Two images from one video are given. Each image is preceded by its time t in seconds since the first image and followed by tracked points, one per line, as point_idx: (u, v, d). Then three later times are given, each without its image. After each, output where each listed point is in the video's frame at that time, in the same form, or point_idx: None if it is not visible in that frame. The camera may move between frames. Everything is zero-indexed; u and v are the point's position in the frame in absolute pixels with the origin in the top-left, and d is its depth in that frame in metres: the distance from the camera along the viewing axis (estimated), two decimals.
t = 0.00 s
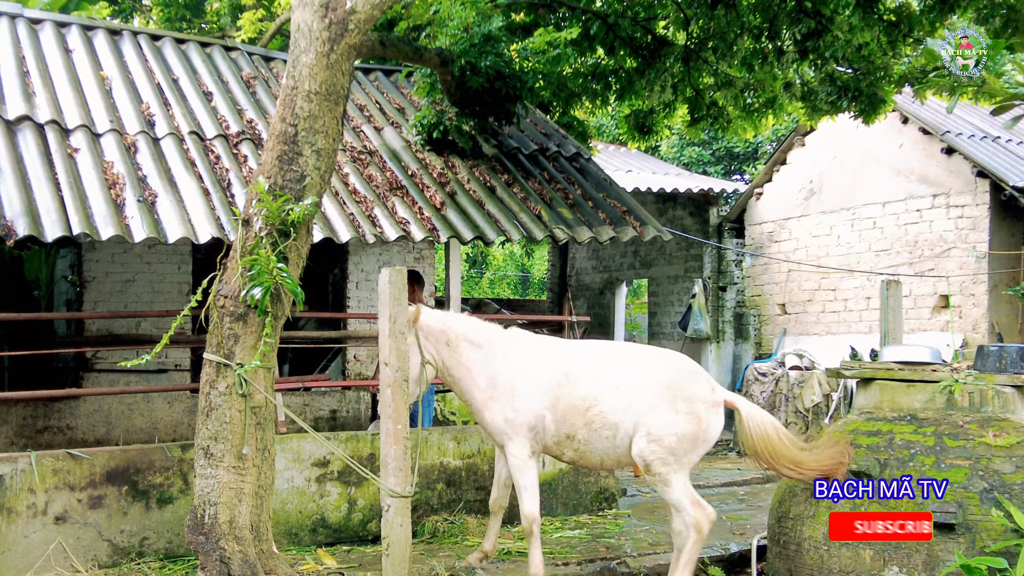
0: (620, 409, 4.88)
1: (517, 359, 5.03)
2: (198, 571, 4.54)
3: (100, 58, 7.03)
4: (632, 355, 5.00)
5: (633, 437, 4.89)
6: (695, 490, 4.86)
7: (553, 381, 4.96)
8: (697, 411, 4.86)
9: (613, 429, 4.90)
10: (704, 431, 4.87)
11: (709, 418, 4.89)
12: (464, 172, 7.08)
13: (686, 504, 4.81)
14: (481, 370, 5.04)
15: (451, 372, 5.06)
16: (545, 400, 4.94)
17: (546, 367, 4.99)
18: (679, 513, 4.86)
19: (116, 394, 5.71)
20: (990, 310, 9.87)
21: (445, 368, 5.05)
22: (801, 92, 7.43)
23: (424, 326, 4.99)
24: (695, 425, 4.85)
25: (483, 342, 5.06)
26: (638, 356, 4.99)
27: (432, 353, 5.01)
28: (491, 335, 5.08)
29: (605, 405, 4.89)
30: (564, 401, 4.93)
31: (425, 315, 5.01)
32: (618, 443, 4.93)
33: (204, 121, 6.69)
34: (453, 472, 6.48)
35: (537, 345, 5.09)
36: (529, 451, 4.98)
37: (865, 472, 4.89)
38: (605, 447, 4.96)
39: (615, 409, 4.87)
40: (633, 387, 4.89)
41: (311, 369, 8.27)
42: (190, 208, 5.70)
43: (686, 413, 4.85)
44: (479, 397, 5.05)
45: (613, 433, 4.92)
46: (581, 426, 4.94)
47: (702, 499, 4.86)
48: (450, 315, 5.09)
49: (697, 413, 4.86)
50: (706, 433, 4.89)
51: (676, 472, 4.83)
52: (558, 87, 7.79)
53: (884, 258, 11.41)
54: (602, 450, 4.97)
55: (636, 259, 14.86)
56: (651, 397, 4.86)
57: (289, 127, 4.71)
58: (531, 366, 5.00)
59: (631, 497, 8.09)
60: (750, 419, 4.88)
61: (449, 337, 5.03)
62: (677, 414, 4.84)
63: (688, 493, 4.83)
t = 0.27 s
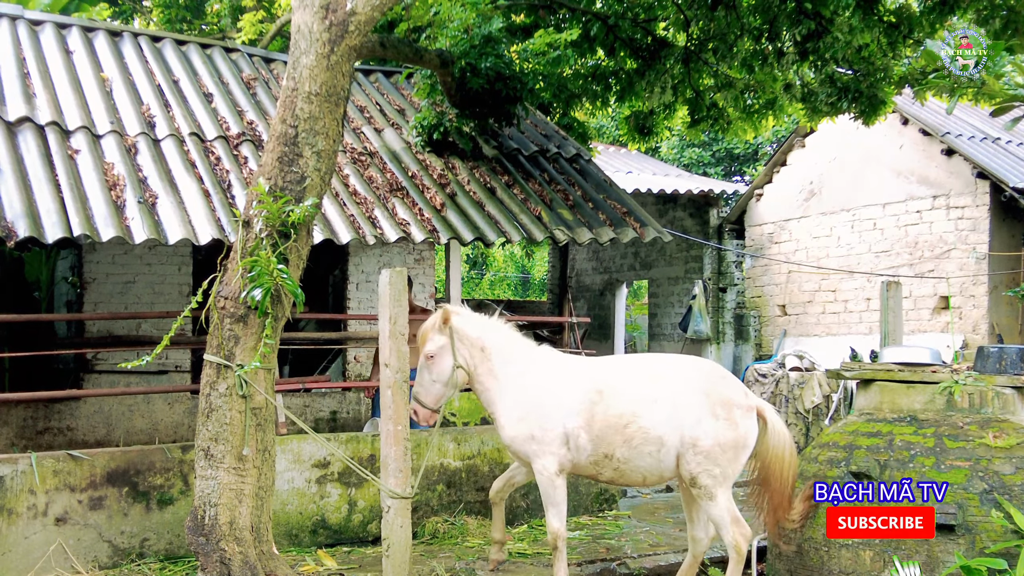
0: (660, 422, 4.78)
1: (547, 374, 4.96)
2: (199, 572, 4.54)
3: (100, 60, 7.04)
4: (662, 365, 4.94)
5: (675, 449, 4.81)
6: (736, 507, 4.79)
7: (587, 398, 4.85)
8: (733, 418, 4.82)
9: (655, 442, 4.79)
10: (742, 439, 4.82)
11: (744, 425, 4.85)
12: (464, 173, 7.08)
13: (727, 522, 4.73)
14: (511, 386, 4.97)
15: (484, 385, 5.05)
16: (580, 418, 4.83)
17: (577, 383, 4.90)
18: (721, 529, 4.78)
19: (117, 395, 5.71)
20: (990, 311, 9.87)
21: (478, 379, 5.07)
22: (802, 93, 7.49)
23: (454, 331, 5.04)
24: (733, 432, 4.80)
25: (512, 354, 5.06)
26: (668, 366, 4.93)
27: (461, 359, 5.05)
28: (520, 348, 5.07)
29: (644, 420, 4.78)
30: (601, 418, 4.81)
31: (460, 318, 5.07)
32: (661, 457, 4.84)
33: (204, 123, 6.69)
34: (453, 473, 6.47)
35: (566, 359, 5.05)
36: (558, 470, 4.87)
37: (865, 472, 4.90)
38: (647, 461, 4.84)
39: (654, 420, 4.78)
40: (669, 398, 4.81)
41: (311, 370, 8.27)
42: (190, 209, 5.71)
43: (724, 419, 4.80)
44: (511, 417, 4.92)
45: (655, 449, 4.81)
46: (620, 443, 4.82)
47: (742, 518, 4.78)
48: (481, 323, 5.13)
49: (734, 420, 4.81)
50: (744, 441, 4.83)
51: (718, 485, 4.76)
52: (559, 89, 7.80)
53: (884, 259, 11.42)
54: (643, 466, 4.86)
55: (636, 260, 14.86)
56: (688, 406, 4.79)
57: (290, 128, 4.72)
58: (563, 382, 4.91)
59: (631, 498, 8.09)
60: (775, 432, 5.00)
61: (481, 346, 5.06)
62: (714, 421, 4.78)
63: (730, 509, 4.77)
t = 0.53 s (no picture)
0: (685, 425, 4.61)
1: (562, 379, 4.70)
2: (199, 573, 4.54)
3: (101, 61, 7.04)
4: (682, 368, 4.80)
5: (697, 454, 4.66)
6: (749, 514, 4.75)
7: (608, 402, 4.64)
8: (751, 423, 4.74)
9: (679, 447, 4.61)
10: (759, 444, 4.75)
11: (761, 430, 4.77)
12: (465, 174, 7.08)
13: (741, 530, 4.69)
14: (525, 391, 4.69)
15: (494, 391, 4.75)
16: (602, 423, 4.61)
17: (597, 388, 4.68)
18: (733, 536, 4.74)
19: (118, 396, 5.71)
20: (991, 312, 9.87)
21: (487, 386, 4.77)
22: (803, 94, 7.56)
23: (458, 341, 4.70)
24: (751, 437, 4.73)
25: (522, 361, 4.77)
26: (687, 369, 4.81)
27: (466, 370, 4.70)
28: (530, 353, 4.79)
29: (670, 424, 4.60)
30: (624, 423, 4.60)
31: (463, 328, 4.75)
32: (683, 462, 4.65)
33: (205, 124, 6.70)
34: (454, 474, 6.47)
35: (577, 364, 4.82)
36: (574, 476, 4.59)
37: (865, 474, 4.91)
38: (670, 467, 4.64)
39: (679, 424, 4.61)
40: (693, 402, 4.66)
41: (312, 371, 8.28)
42: (191, 211, 5.71)
43: (743, 425, 4.71)
44: (527, 423, 4.63)
45: (680, 453, 4.63)
46: (644, 447, 4.61)
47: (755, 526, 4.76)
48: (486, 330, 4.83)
49: (753, 426, 4.74)
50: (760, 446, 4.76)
51: (734, 491, 4.67)
52: (559, 90, 7.81)
53: (884, 260, 11.42)
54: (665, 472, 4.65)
55: (637, 262, 14.86)
56: (711, 410, 4.66)
57: (291, 129, 4.72)
58: (582, 386, 4.68)
59: (632, 499, 8.09)
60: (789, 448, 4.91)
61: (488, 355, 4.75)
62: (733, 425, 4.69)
63: (744, 517, 4.71)
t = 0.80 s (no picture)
0: (679, 438, 4.54)
1: (550, 391, 4.53)
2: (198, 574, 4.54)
3: (100, 62, 7.04)
4: (669, 377, 4.69)
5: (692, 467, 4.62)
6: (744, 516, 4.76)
7: (600, 417, 4.49)
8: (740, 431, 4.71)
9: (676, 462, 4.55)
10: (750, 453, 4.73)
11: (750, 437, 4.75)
12: (464, 176, 7.08)
13: (740, 533, 4.70)
14: (509, 410, 4.51)
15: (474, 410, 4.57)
16: (598, 441, 4.47)
17: (587, 402, 4.52)
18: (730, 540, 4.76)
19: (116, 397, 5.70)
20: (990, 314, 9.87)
21: (465, 408, 4.59)
22: (802, 95, 7.56)
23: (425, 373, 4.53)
24: (744, 447, 4.71)
25: (500, 382, 4.56)
26: (679, 380, 4.70)
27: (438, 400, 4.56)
28: (509, 373, 4.58)
29: (667, 439, 4.52)
30: (618, 439, 4.47)
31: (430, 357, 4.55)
32: (679, 475, 4.59)
33: (204, 125, 6.70)
34: (453, 475, 6.47)
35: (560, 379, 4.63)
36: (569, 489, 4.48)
37: (864, 475, 4.88)
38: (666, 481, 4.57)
39: (676, 439, 4.53)
40: (685, 415, 4.59)
41: (311, 372, 8.28)
42: (190, 212, 5.71)
43: (735, 435, 4.69)
44: (512, 442, 4.45)
45: (676, 467, 4.56)
46: (640, 463, 4.51)
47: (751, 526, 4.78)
48: (455, 351, 4.63)
49: (745, 436, 4.72)
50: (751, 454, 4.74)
51: (730, 502, 4.67)
52: (558, 91, 7.82)
53: (884, 261, 11.42)
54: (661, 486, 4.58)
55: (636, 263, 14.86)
56: (704, 422, 4.62)
57: (289, 130, 4.72)
58: (574, 401, 4.51)
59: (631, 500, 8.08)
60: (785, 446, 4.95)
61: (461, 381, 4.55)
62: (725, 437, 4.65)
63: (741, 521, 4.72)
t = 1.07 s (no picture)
0: (636, 445, 4.28)
1: (503, 401, 4.09)
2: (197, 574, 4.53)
3: (99, 62, 7.04)
4: (621, 383, 4.39)
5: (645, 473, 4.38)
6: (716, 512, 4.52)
7: (555, 426, 4.13)
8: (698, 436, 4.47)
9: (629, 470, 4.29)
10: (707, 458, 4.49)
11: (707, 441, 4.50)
12: (463, 175, 7.07)
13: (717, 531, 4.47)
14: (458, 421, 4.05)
15: (423, 425, 4.06)
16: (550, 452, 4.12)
17: (539, 408, 4.12)
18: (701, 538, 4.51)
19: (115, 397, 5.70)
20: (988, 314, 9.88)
21: (410, 423, 4.09)
22: (801, 95, 7.55)
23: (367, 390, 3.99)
24: (702, 452, 4.47)
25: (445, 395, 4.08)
26: (622, 380, 4.44)
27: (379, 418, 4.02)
28: (454, 384, 4.09)
29: (621, 449, 4.24)
30: (575, 448, 4.15)
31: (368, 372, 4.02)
32: (630, 484, 4.35)
33: (203, 125, 6.69)
34: (452, 475, 6.46)
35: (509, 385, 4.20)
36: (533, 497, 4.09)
37: (864, 475, 4.89)
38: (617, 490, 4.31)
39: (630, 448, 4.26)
40: (639, 421, 4.32)
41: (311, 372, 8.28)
42: (189, 212, 5.70)
43: (693, 441, 4.45)
44: (471, 454, 3.99)
45: (626, 477, 4.31)
46: (594, 474, 4.22)
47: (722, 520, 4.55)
48: (391, 364, 4.11)
49: (708, 438, 4.49)
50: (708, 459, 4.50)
51: (695, 501, 4.45)
52: (557, 91, 7.82)
53: (882, 261, 11.43)
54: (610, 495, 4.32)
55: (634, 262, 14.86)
56: (659, 428, 4.37)
57: (289, 130, 4.71)
58: (526, 409, 4.11)
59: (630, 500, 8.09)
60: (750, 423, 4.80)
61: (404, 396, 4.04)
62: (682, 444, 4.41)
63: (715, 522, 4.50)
